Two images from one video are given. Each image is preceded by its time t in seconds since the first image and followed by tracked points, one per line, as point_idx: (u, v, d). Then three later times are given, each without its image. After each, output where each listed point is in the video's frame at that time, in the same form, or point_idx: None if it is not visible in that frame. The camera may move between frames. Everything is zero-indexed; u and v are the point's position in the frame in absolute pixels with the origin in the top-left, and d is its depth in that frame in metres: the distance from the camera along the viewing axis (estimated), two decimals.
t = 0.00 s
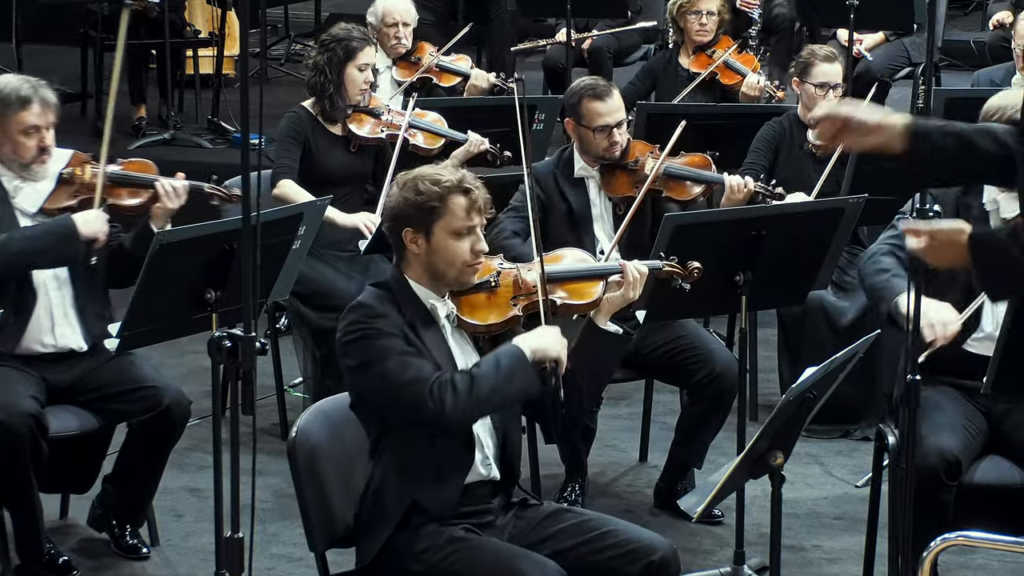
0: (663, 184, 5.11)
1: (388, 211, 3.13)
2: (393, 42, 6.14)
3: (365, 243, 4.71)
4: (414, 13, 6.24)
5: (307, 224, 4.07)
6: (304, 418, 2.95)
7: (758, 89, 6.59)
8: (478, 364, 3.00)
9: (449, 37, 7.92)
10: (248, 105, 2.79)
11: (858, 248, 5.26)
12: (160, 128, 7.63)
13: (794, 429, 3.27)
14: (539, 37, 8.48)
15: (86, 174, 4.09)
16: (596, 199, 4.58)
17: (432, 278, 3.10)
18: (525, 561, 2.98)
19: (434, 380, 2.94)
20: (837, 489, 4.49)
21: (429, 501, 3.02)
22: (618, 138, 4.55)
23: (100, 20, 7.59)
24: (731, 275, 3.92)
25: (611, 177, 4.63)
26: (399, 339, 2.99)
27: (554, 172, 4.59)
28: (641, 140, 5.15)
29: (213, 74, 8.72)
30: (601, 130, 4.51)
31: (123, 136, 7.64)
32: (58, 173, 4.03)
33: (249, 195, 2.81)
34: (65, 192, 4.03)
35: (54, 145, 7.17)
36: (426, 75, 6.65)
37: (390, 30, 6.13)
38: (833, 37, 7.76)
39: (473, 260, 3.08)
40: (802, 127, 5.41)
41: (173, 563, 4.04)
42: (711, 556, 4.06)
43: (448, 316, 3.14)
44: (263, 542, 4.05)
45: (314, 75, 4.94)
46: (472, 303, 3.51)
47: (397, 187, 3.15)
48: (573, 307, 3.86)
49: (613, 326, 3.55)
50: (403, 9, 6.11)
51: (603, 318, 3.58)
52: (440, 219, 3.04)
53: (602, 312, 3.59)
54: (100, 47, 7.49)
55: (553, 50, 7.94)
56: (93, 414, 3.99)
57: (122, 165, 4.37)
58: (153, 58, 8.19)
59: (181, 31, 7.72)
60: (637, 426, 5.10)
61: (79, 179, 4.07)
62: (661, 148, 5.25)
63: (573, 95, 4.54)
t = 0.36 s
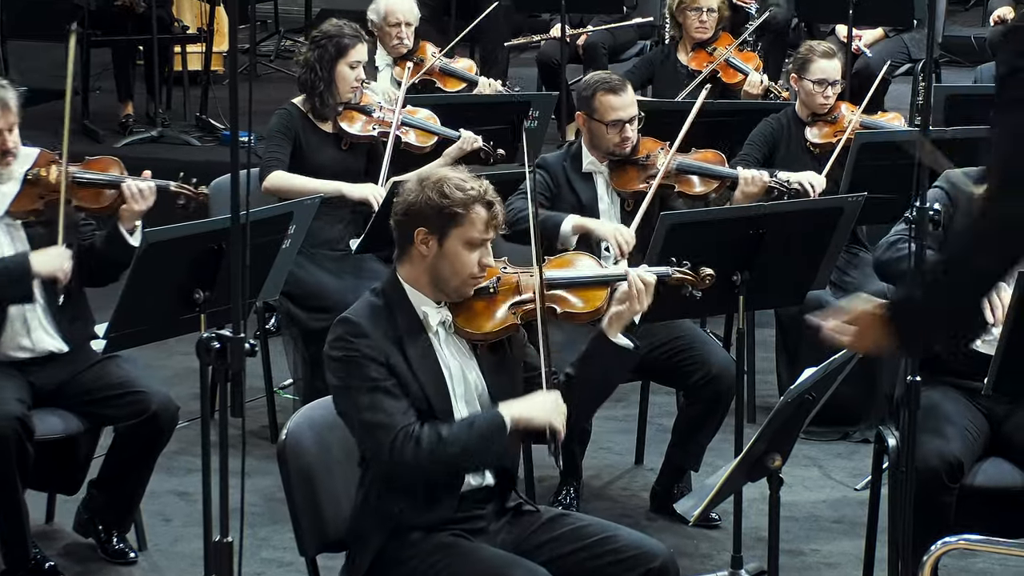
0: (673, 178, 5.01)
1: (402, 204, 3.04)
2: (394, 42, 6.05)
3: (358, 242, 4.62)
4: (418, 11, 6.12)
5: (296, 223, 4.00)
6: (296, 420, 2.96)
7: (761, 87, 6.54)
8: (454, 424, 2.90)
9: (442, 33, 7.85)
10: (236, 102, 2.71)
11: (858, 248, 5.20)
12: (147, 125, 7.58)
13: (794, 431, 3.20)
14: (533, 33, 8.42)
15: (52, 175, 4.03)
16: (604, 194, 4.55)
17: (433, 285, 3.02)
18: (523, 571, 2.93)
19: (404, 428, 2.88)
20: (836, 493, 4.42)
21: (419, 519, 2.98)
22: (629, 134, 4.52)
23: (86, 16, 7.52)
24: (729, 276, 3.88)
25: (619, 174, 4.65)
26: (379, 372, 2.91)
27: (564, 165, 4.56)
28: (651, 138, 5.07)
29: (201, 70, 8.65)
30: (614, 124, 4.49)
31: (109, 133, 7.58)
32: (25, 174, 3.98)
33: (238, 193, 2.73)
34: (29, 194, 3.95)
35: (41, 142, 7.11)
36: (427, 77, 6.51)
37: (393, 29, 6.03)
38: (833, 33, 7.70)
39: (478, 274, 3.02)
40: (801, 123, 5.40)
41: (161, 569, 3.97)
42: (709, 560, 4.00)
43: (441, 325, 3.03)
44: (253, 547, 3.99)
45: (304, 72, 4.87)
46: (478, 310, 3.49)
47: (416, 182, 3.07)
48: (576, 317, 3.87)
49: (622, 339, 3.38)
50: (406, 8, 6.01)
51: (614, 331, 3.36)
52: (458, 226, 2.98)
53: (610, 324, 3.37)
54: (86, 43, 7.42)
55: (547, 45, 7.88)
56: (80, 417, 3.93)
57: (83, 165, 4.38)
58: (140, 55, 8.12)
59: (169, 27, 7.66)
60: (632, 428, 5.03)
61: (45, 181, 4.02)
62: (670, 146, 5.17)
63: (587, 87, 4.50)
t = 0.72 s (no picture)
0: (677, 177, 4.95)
1: (401, 201, 3.00)
2: (386, 40, 5.96)
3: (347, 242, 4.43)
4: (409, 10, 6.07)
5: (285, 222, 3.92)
6: (286, 422, 2.97)
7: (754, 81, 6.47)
8: (436, 470, 2.82)
9: (435, 28, 7.78)
10: (225, 98, 2.62)
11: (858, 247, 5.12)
12: (134, 122, 7.51)
13: (793, 433, 3.12)
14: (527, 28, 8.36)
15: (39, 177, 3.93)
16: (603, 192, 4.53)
17: (432, 283, 2.98)
18: None
19: (384, 455, 2.80)
20: (836, 496, 4.35)
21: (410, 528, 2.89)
22: (631, 132, 4.46)
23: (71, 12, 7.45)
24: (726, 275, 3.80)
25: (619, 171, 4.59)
26: (370, 385, 2.84)
27: (565, 163, 4.52)
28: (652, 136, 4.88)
29: (189, 65, 8.57)
30: (616, 122, 4.42)
31: (96, 131, 7.51)
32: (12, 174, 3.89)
33: (225, 191, 2.65)
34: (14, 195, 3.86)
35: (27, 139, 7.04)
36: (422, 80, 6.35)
37: (383, 28, 5.96)
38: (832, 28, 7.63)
39: (478, 272, 2.97)
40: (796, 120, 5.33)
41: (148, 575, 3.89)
42: (706, 565, 3.92)
43: (441, 327, 2.97)
44: (241, 552, 3.91)
45: (291, 69, 4.79)
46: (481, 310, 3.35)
47: (414, 179, 3.04)
48: (579, 321, 3.74)
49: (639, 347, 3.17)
50: (397, 6, 5.95)
51: (631, 339, 3.14)
52: (458, 223, 2.94)
53: (628, 332, 3.15)
54: (71, 39, 7.35)
55: (542, 41, 7.81)
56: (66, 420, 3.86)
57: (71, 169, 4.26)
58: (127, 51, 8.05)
59: (155, 22, 7.58)
60: (627, 430, 4.96)
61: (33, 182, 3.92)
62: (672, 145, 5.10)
63: (590, 83, 4.46)
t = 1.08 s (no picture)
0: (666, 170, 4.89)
1: (410, 198, 2.92)
2: (372, 42, 5.86)
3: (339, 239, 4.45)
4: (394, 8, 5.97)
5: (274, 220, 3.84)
6: (276, 424, 2.90)
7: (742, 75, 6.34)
8: (444, 494, 2.76)
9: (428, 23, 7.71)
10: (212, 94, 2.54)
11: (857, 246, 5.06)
12: (120, 119, 7.44)
13: (793, 436, 3.05)
14: (521, 23, 8.29)
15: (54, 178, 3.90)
16: (591, 189, 4.43)
17: (442, 282, 2.90)
18: None
19: (389, 462, 2.73)
20: (836, 500, 4.27)
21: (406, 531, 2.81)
22: (616, 127, 4.40)
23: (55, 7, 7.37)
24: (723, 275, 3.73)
25: (608, 168, 4.50)
26: (377, 387, 2.77)
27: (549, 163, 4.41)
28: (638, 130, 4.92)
29: (175, 61, 8.50)
30: (599, 118, 4.36)
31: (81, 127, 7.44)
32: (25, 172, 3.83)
33: (212, 190, 2.56)
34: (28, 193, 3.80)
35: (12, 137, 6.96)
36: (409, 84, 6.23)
37: (368, 29, 5.87)
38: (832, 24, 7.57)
39: (489, 271, 2.90)
40: (790, 119, 5.24)
41: None
42: (704, 571, 3.85)
43: (448, 329, 2.91)
44: (229, 558, 3.83)
45: (275, 69, 4.70)
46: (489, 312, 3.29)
47: (424, 175, 2.95)
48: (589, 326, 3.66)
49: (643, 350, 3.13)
50: (382, 5, 5.86)
51: (635, 342, 3.10)
52: (468, 221, 2.86)
53: (630, 333, 3.10)
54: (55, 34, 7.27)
55: (536, 37, 7.73)
56: (51, 422, 3.77)
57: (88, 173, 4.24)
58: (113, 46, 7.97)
59: (141, 17, 7.51)
60: (623, 432, 4.89)
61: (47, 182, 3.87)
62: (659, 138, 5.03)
63: (570, 80, 4.40)
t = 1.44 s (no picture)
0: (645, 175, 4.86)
1: (439, 198, 2.78)
2: (360, 42, 5.77)
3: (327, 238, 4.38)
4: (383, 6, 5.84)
5: (264, 219, 3.76)
6: (264, 428, 2.83)
7: (732, 75, 6.31)
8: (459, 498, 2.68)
9: (419, 18, 7.64)
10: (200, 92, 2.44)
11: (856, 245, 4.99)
12: (106, 116, 7.38)
13: (793, 439, 2.98)
14: (515, 17, 8.21)
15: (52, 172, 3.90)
16: (574, 193, 4.32)
17: (463, 286, 2.78)
18: None
19: (406, 455, 2.66)
20: (836, 504, 4.20)
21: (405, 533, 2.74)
22: (593, 130, 4.31)
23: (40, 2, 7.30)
24: (723, 273, 3.63)
25: (589, 172, 4.44)
26: (396, 380, 2.68)
27: (526, 164, 4.32)
28: (620, 129, 4.86)
29: (162, 56, 8.44)
30: (575, 121, 4.27)
31: (66, 124, 7.38)
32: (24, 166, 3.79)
33: (201, 189, 2.47)
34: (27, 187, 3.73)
35: None
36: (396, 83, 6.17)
37: (357, 30, 5.76)
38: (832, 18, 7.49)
39: (513, 281, 2.77)
40: (781, 116, 5.17)
41: None
42: None
43: (464, 334, 2.80)
44: (217, 564, 3.75)
45: (258, 73, 4.59)
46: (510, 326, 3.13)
47: (454, 177, 2.81)
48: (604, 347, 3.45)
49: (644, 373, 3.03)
50: (370, 5, 5.71)
51: (637, 364, 3.00)
52: (498, 228, 2.72)
53: (634, 356, 3.01)
54: (40, 29, 7.20)
55: (530, 32, 7.66)
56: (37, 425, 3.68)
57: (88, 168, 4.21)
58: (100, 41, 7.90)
59: (128, 12, 7.44)
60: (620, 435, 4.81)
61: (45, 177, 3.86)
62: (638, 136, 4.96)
63: (544, 84, 4.31)
